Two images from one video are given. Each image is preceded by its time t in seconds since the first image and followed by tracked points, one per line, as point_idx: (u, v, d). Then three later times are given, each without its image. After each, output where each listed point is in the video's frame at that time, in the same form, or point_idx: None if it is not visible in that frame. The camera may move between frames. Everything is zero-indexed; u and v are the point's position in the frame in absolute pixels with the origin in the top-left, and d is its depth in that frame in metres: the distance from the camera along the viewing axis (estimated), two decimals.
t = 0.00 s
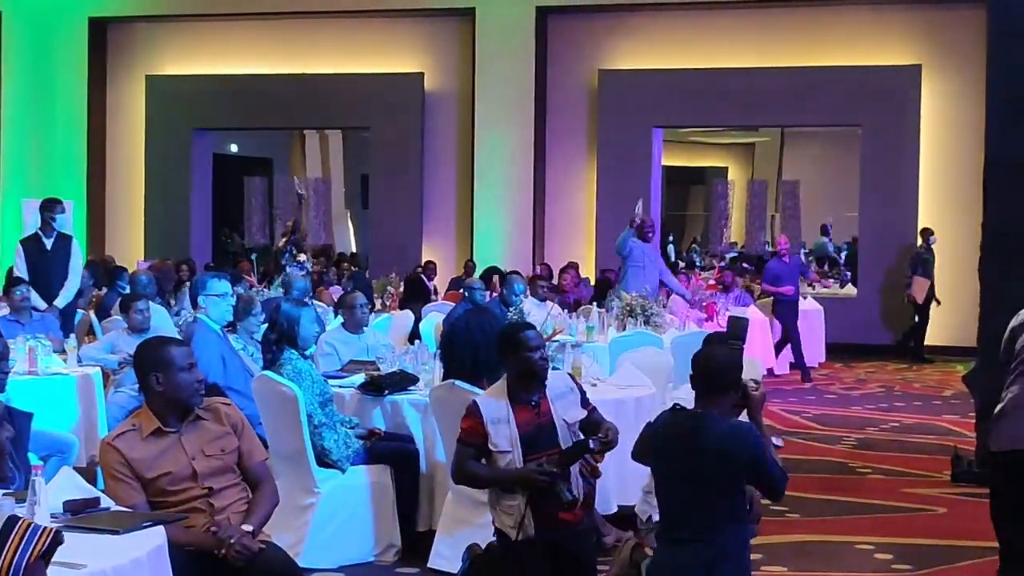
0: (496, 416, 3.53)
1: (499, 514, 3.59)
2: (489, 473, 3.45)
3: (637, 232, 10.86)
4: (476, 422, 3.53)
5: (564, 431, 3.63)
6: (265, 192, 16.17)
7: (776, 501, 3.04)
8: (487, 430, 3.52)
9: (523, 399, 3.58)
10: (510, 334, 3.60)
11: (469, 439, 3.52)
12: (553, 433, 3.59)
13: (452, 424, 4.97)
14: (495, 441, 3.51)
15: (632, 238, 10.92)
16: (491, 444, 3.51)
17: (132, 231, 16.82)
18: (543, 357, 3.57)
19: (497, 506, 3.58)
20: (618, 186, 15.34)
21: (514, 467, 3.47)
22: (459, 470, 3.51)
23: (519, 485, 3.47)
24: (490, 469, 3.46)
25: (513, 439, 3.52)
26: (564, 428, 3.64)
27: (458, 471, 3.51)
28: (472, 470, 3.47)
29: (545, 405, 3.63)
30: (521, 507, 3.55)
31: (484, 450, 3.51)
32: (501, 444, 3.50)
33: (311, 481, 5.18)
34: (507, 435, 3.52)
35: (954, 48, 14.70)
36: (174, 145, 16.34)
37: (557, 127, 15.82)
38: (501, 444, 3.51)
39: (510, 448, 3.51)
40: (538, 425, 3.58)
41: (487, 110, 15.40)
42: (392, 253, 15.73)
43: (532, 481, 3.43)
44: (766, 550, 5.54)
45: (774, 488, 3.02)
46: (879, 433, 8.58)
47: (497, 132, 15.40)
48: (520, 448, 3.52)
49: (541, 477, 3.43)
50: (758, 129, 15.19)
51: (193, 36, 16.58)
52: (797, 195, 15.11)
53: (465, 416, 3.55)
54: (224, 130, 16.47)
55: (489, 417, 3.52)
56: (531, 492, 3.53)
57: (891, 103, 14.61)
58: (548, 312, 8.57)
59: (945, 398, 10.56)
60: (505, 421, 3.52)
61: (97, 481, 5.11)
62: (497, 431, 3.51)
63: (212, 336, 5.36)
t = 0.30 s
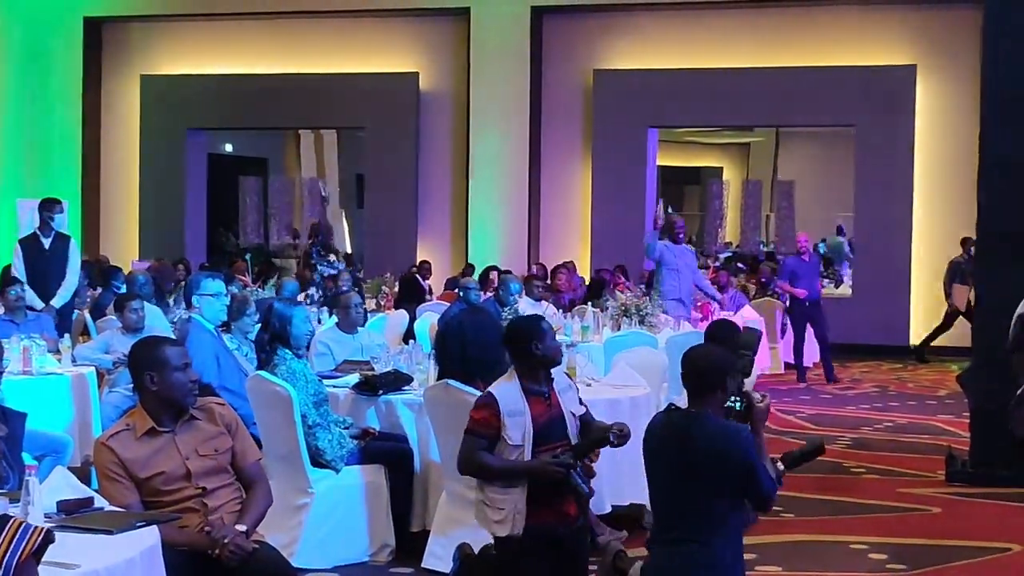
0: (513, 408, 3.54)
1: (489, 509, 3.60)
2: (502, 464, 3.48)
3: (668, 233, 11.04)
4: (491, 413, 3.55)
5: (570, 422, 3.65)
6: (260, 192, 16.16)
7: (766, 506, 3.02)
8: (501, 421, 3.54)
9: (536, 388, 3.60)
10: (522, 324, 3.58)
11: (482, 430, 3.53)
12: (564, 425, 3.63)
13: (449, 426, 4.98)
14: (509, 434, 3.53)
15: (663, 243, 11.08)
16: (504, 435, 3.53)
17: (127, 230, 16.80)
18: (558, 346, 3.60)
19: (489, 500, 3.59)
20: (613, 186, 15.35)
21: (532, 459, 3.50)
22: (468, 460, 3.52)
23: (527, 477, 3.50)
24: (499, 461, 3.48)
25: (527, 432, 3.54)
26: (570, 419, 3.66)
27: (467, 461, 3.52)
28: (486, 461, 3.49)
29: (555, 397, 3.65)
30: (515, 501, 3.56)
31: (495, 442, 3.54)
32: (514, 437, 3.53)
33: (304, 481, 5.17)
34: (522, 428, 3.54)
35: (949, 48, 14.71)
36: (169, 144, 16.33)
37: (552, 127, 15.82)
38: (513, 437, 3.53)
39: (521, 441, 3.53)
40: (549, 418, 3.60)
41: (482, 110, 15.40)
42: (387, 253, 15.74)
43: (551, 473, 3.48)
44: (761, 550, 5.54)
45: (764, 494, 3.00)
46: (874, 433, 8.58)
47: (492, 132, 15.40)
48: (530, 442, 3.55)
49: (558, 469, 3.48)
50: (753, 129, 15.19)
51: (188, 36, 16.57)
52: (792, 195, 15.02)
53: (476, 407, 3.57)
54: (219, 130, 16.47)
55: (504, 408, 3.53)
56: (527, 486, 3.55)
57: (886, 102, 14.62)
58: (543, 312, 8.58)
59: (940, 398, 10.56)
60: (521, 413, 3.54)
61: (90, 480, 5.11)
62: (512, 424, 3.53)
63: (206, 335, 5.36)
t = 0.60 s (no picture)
0: (541, 400, 3.55)
1: (522, 502, 3.59)
2: (532, 454, 3.48)
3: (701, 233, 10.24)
4: (520, 405, 3.54)
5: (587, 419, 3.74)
6: (255, 192, 16.27)
7: (760, 506, 3.01)
8: (529, 413, 3.54)
9: (559, 380, 3.61)
10: (545, 322, 3.63)
11: (510, 421, 3.53)
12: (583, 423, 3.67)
13: (449, 424, 4.99)
14: (538, 426, 3.54)
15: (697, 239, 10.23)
16: (534, 428, 3.53)
17: (121, 230, 16.80)
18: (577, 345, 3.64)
19: (523, 494, 3.58)
20: (608, 186, 15.35)
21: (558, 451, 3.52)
22: (495, 453, 3.51)
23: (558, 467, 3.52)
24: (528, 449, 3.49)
25: (556, 424, 3.56)
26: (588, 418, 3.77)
27: (494, 451, 3.52)
28: (516, 452, 3.49)
29: (576, 395, 3.69)
30: (552, 493, 3.58)
31: (526, 434, 3.54)
32: (543, 429, 3.53)
33: (300, 481, 5.18)
34: (551, 421, 3.55)
35: (943, 48, 14.72)
36: (164, 144, 16.32)
37: (547, 127, 15.82)
38: (543, 429, 3.54)
39: (551, 434, 3.54)
40: (573, 413, 3.64)
41: (477, 110, 15.41)
42: (381, 253, 15.75)
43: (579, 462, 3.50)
44: (755, 550, 5.54)
45: (753, 494, 2.98)
46: (868, 433, 8.58)
47: (487, 132, 15.40)
48: (559, 435, 3.56)
49: (586, 458, 3.50)
50: (747, 129, 15.21)
51: (183, 35, 16.56)
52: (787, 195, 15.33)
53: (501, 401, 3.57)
54: (213, 130, 16.48)
55: (533, 401, 3.54)
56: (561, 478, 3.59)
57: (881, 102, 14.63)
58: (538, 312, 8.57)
59: (934, 398, 10.57)
60: (549, 406, 3.55)
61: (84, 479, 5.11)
62: (541, 416, 3.54)
63: (201, 335, 5.37)
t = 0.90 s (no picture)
0: (560, 399, 3.55)
1: (530, 497, 3.59)
2: (544, 441, 3.46)
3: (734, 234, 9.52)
4: (539, 398, 3.54)
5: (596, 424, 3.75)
6: (248, 192, 16.25)
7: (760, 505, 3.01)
8: (547, 408, 3.54)
9: (579, 382, 3.63)
10: (568, 324, 3.63)
11: (527, 410, 3.52)
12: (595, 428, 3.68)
13: (444, 425, 4.98)
14: (554, 422, 3.53)
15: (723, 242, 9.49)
16: (551, 422, 3.53)
17: (115, 231, 16.78)
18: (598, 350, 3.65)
19: (532, 489, 3.58)
20: (602, 185, 15.36)
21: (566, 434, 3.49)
22: (508, 438, 3.49)
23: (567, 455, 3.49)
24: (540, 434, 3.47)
25: (572, 424, 3.56)
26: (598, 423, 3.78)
27: (506, 438, 3.50)
28: (527, 437, 3.47)
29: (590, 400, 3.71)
30: (562, 493, 3.60)
31: (542, 427, 3.52)
32: (561, 426, 3.53)
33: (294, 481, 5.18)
34: (568, 419, 3.55)
35: (936, 49, 14.73)
36: (157, 144, 16.30)
37: (541, 127, 15.82)
38: (559, 426, 3.53)
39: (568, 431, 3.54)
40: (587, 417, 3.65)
41: (470, 110, 15.41)
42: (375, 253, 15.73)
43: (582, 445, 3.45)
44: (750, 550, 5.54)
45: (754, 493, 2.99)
46: (862, 433, 8.58)
47: (481, 132, 15.41)
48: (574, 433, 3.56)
49: (592, 440, 3.44)
50: (741, 130, 15.22)
51: (176, 35, 16.54)
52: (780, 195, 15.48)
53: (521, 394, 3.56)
54: (208, 130, 16.47)
55: (554, 399, 3.54)
56: (572, 480, 3.61)
57: (874, 102, 14.63)
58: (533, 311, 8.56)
59: (927, 398, 10.56)
60: (566, 405, 3.56)
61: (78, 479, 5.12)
62: (559, 414, 3.54)
63: (195, 335, 5.37)
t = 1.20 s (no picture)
0: (569, 399, 3.54)
1: (537, 497, 3.58)
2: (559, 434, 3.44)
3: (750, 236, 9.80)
4: (549, 397, 3.52)
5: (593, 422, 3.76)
6: (243, 191, 16.35)
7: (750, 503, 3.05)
8: (556, 407, 3.52)
9: (582, 382, 3.64)
10: (570, 324, 3.64)
11: (539, 409, 3.49)
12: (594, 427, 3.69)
13: (438, 424, 4.96)
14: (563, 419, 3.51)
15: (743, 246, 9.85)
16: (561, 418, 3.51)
17: (108, 231, 16.76)
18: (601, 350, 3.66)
19: (539, 489, 3.57)
20: (597, 185, 15.36)
21: (574, 415, 3.47)
22: (521, 435, 3.47)
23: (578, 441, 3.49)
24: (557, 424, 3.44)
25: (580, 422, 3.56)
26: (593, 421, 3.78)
27: (521, 438, 3.48)
28: (543, 432, 3.44)
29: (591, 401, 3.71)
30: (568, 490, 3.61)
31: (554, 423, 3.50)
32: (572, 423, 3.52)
33: (288, 481, 5.18)
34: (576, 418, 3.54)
35: (930, 48, 14.75)
36: (150, 142, 16.28)
37: (535, 127, 15.82)
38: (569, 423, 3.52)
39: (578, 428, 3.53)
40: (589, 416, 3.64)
41: (464, 110, 15.42)
42: (369, 253, 15.71)
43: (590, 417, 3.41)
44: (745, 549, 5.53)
45: (747, 491, 3.03)
46: (856, 432, 8.57)
47: (476, 131, 15.41)
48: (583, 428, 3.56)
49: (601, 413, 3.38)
50: (735, 129, 15.23)
51: (169, 34, 16.54)
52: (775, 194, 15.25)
53: (534, 394, 3.52)
54: (202, 129, 16.46)
55: (563, 398, 3.53)
56: (578, 478, 3.63)
57: (868, 102, 14.64)
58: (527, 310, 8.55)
59: (921, 397, 10.56)
60: (574, 404, 3.55)
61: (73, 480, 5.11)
62: (568, 412, 3.52)
63: (188, 334, 5.34)
